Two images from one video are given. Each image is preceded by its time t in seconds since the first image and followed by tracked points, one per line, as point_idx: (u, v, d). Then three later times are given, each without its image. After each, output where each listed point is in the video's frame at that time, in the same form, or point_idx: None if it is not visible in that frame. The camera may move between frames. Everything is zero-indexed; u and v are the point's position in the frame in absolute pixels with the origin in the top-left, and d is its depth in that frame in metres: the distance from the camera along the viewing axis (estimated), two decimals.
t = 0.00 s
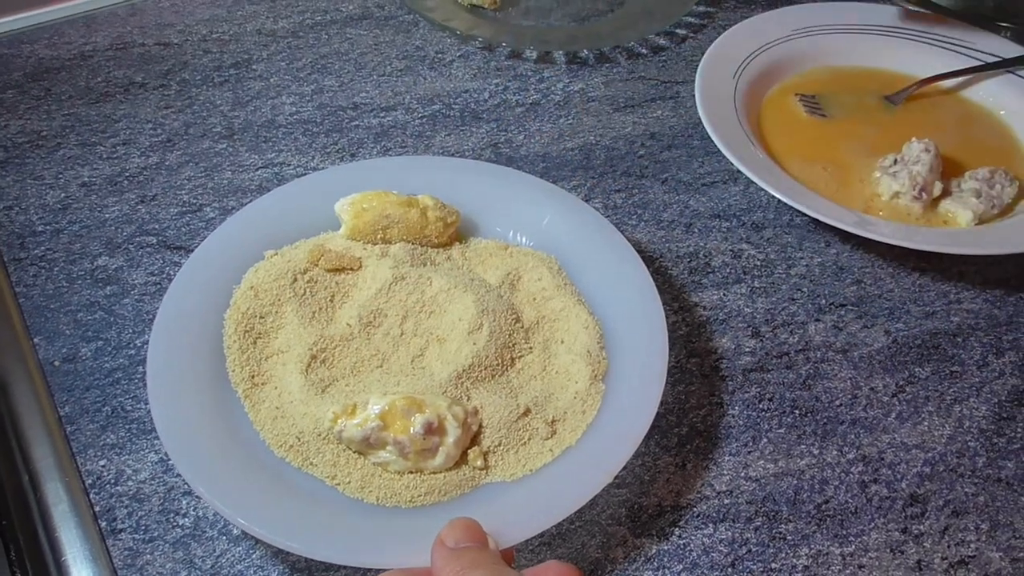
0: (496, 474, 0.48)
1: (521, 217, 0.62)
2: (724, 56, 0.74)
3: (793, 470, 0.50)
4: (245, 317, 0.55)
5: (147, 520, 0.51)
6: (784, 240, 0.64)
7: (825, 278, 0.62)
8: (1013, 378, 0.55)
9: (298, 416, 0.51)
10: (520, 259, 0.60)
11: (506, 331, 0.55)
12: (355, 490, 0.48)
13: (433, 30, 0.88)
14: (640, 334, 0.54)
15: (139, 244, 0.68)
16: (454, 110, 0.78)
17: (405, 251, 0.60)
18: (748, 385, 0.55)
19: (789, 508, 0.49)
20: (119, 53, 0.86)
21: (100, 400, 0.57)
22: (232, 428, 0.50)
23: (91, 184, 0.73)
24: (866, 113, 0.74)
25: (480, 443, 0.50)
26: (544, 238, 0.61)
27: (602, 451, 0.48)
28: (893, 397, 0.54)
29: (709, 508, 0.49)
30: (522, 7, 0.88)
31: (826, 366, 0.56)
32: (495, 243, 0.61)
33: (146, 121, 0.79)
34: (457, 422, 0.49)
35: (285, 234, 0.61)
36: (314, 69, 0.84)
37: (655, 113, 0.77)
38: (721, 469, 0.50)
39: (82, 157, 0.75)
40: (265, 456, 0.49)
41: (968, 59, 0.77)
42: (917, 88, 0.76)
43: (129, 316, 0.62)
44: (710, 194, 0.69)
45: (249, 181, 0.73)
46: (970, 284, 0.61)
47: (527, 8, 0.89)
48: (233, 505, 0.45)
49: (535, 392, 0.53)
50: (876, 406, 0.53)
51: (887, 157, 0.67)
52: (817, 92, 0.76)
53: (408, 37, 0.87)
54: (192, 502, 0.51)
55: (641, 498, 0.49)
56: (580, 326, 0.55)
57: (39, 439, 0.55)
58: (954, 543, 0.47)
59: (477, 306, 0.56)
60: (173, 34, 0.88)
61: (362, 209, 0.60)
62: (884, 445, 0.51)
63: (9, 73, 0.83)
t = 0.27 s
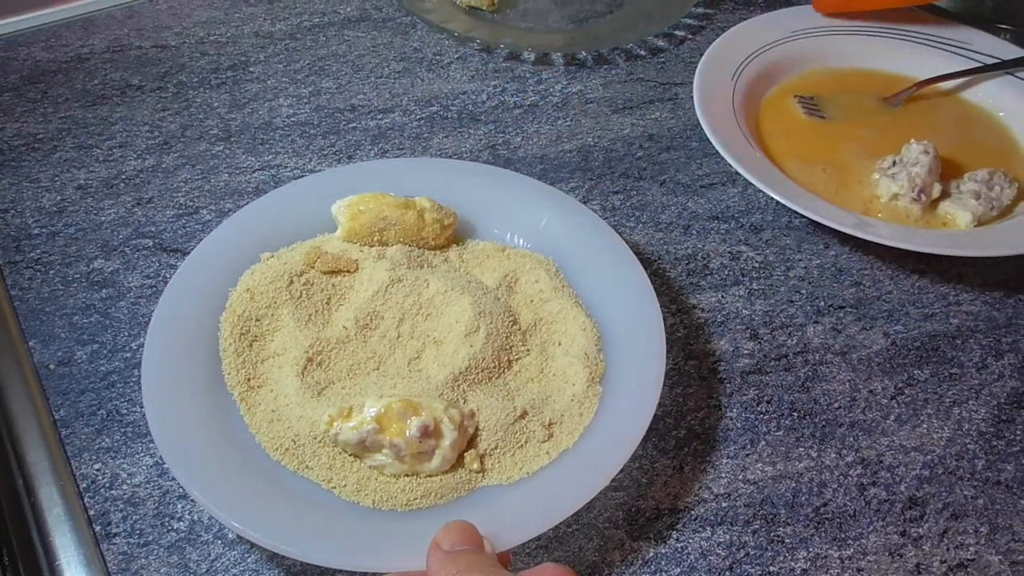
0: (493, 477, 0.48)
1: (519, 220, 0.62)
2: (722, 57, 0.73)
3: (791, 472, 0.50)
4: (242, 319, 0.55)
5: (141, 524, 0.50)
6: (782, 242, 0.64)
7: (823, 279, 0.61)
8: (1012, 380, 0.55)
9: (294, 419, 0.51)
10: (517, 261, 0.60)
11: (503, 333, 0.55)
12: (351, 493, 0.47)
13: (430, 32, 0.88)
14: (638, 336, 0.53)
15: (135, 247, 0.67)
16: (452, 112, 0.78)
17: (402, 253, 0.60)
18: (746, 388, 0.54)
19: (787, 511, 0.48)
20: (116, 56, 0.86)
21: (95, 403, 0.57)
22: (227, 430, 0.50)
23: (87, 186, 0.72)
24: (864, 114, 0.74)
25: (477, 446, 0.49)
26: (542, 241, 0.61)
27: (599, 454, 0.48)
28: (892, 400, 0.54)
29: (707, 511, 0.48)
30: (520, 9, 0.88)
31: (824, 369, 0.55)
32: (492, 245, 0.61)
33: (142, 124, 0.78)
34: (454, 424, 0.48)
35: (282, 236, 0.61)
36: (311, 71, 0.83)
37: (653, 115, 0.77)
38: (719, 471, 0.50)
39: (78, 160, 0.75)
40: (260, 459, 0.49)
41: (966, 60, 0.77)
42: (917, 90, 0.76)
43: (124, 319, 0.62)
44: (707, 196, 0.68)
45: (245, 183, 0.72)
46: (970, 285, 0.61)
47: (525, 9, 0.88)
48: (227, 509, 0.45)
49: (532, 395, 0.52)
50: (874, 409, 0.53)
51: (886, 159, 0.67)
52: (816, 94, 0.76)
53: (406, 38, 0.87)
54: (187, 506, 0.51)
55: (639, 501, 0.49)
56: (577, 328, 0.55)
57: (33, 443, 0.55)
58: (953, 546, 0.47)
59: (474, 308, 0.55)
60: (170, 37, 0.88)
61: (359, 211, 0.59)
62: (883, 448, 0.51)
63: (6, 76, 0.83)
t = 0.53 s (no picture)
0: (491, 480, 0.48)
1: (518, 221, 0.62)
2: (721, 58, 0.73)
3: (790, 474, 0.50)
4: (240, 321, 0.55)
5: (139, 526, 0.50)
6: (781, 243, 0.64)
7: (821, 281, 0.61)
8: (1011, 382, 0.55)
9: (292, 421, 0.51)
10: (516, 263, 0.59)
11: (501, 334, 0.55)
12: (348, 495, 0.47)
13: (429, 32, 0.88)
14: (636, 338, 0.53)
15: (133, 249, 0.67)
16: (450, 113, 0.78)
17: (400, 254, 0.60)
18: (745, 389, 0.54)
19: (786, 514, 0.48)
20: (114, 57, 0.86)
21: (93, 405, 0.57)
22: (224, 432, 0.49)
23: (85, 188, 0.72)
24: (863, 115, 0.74)
25: (475, 448, 0.49)
26: (540, 242, 0.61)
27: (597, 456, 0.48)
28: (891, 402, 0.54)
29: (706, 513, 0.48)
30: (519, 10, 0.88)
31: (823, 370, 0.55)
32: (491, 246, 0.61)
33: (141, 125, 0.78)
34: (451, 426, 0.48)
35: (280, 237, 0.61)
36: (310, 72, 0.83)
37: (652, 116, 0.77)
38: (717, 473, 0.50)
39: (76, 161, 0.75)
40: (258, 461, 0.48)
41: (965, 61, 0.77)
42: (915, 91, 0.76)
43: (122, 321, 0.62)
44: (706, 197, 0.68)
45: (244, 185, 0.72)
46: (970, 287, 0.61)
47: (524, 10, 0.88)
48: (224, 512, 0.45)
49: (530, 397, 0.52)
50: (873, 411, 0.53)
51: (885, 160, 0.67)
52: (815, 95, 0.76)
53: (404, 39, 0.87)
54: (185, 508, 0.51)
55: (637, 503, 0.49)
56: (575, 330, 0.55)
57: (31, 446, 0.55)
58: (952, 548, 0.47)
59: (472, 310, 0.55)
60: (169, 38, 0.88)
61: (357, 212, 0.59)
62: (882, 450, 0.51)
63: (4, 77, 0.83)
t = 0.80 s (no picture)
0: (490, 483, 0.48)
1: (517, 224, 0.62)
2: (720, 61, 0.74)
3: (788, 478, 0.50)
4: (239, 324, 0.55)
5: (138, 529, 0.50)
6: (779, 247, 0.64)
7: (820, 284, 0.61)
8: (1009, 385, 0.55)
9: (292, 424, 0.51)
10: (515, 266, 0.60)
11: (499, 338, 0.55)
12: (348, 498, 0.47)
13: (428, 35, 0.88)
14: (635, 341, 0.54)
15: (133, 251, 0.67)
16: (449, 116, 0.78)
17: (399, 257, 0.60)
18: (744, 393, 0.54)
19: (785, 517, 0.48)
20: (114, 59, 0.86)
21: (93, 407, 0.57)
22: (224, 436, 0.49)
23: (85, 190, 0.72)
24: (862, 117, 0.74)
25: (474, 452, 0.49)
26: (539, 245, 0.61)
27: (596, 460, 0.48)
28: (889, 405, 0.54)
29: (704, 516, 0.48)
30: (518, 13, 0.88)
31: (822, 374, 0.55)
32: (490, 249, 0.61)
33: (140, 127, 0.78)
34: (450, 430, 0.48)
35: (280, 240, 0.61)
36: (309, 74, 0.83)
37: (651, 119, 0.77)
38: (716, 477, 0.50)
39: (76, 163, 0.75)
40: (257, 465, 0.49)
41: (963, 64, 0.77)
42: (914, 94, 0.76)
43: (122, 323, 0.62)
44: (705, 200, 0.68)
45: (243, 187, 0.72)
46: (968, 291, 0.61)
47: (523, 13, 0.89)
48: (224, 515, 0.45)
49: (529, 400, 0.52)
50: (871, 414, 0.53)
51: (883, 163, 0.67)
52: (813, 97, 0.76)
53: (404, 42, 0.87)
54: (184, 511, 0.51)
55: (636, 507, 0.49)
56: (574, 333, 0.55)
57: (31, 448, 0.55)
58: (950, 552, 0.47)
59: (471, 313, 0.55)
60: (168, 40, 0.88)
61: (356, 215, 0.59)
62: (880, 453, 0.51)
63: (4, 79, 0.83)
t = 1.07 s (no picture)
0: (491, 487, 0.48)
1: (518, 228, 0.62)
2: (721, 66, 0.74)
3: (788, 483, 0.50)
4: (241, 328, 0.55)
5: (141, 531, 0.50)
6: (778, 252, 0.64)
7: (819, 288, 0.62)
8: (1008, 390, 0.55)
9: (294, 428, 0.51)
10: (516, 270, 0.60)
11: (500, 342, 0.55)
12: (349, 501, 0.47)
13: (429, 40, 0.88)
14: (635, 345, 0.54)
15: (135, 254, 0.68)
16: (450, 120, 0.79)
17: (401, 262, 0.60)
18: (744, 397, 0.55)
19: (785, 521, 0.48)
20: (116, 63, 0.86)
21: (95, 410, 0.57)
22: (226, 439, 0.50)
23: (88, 193, 0.73)
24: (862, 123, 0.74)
25: (475, 455, 0.50)
26: (540, 249, 0.61)
27: (597, 464, 0.48)
28: (888, 410, 0.54)
29: (705, 520, 0.48)
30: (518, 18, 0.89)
31: (821, 379, 0.56)
32: (491, 253, 0.62)
33: (142, 130, 0.79)
34: (451, 434, 0.49)
35: (282, 244, 0.61)
36: (310, 78, 0.84)
37: (651, 123, 0.77)
38: (716, 481, 0.50)
39: (79, 167, 0.75)
40: (259, 468, 0.49)
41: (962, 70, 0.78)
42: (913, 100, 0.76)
43: (124, 326, 0.62)
44: (705, 205, 0.69)
45: (245, 191, 0.73)
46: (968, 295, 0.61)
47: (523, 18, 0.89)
48: (226, 518, 0.45)
49: (530, 404, 0.52)
50: (871, 419, 0.53)
51: (882, 168, 0.67)
52: (813, 103, 0.76)
53: (405, 46, 0.87)
54: (187, 514, 0.51)
55: (636, 511, 0.49)
56: (575, 338, 0.55)
57: (34, 450, 0.55)
58: (949, 556, 0.47)
59: (472, 317, 0.56)
60: (170, 44, 0.88)
61: (358, 219, 0.60)
62: (879, 458, 0.51)
63: (7, 82, 0.84)
